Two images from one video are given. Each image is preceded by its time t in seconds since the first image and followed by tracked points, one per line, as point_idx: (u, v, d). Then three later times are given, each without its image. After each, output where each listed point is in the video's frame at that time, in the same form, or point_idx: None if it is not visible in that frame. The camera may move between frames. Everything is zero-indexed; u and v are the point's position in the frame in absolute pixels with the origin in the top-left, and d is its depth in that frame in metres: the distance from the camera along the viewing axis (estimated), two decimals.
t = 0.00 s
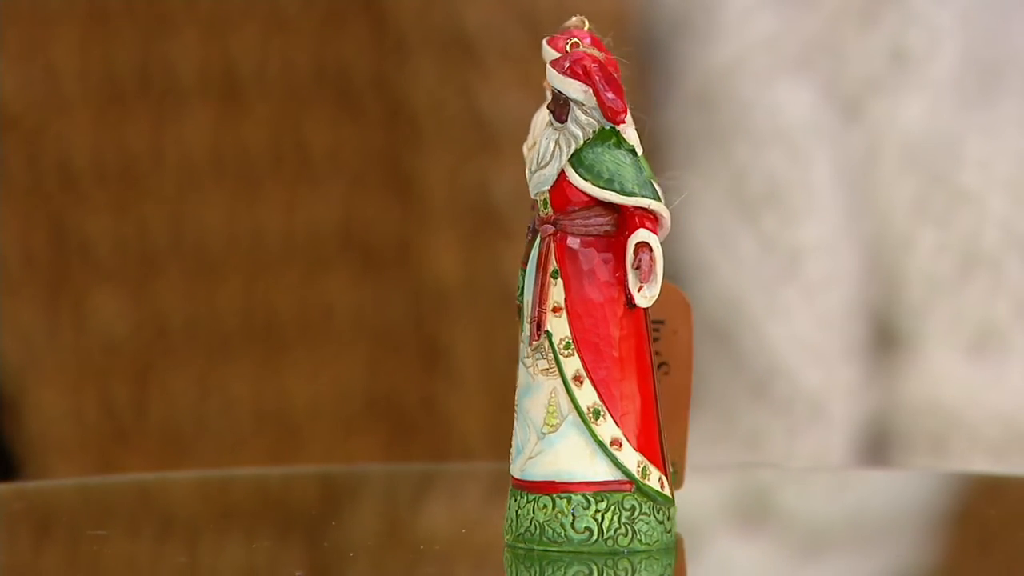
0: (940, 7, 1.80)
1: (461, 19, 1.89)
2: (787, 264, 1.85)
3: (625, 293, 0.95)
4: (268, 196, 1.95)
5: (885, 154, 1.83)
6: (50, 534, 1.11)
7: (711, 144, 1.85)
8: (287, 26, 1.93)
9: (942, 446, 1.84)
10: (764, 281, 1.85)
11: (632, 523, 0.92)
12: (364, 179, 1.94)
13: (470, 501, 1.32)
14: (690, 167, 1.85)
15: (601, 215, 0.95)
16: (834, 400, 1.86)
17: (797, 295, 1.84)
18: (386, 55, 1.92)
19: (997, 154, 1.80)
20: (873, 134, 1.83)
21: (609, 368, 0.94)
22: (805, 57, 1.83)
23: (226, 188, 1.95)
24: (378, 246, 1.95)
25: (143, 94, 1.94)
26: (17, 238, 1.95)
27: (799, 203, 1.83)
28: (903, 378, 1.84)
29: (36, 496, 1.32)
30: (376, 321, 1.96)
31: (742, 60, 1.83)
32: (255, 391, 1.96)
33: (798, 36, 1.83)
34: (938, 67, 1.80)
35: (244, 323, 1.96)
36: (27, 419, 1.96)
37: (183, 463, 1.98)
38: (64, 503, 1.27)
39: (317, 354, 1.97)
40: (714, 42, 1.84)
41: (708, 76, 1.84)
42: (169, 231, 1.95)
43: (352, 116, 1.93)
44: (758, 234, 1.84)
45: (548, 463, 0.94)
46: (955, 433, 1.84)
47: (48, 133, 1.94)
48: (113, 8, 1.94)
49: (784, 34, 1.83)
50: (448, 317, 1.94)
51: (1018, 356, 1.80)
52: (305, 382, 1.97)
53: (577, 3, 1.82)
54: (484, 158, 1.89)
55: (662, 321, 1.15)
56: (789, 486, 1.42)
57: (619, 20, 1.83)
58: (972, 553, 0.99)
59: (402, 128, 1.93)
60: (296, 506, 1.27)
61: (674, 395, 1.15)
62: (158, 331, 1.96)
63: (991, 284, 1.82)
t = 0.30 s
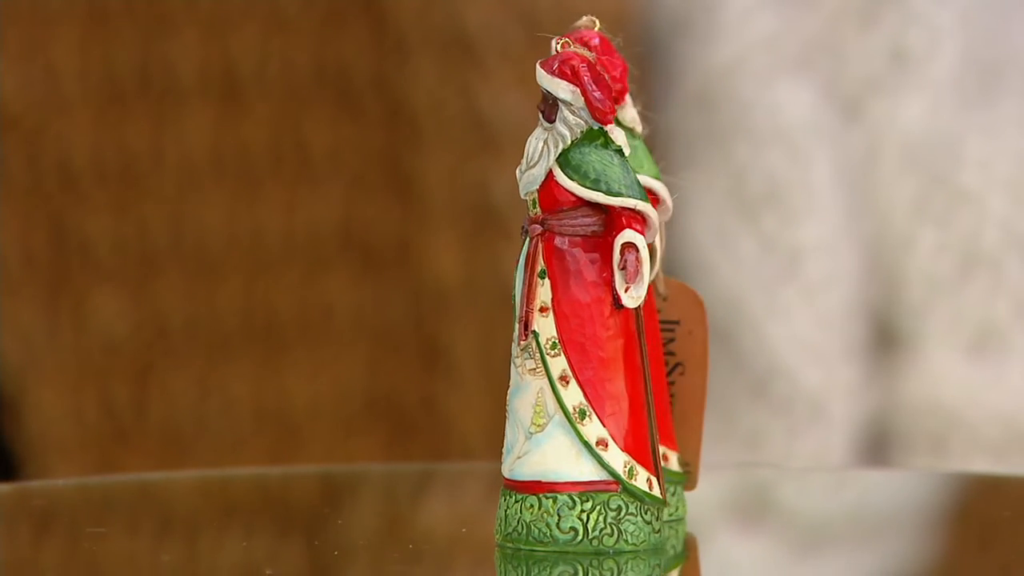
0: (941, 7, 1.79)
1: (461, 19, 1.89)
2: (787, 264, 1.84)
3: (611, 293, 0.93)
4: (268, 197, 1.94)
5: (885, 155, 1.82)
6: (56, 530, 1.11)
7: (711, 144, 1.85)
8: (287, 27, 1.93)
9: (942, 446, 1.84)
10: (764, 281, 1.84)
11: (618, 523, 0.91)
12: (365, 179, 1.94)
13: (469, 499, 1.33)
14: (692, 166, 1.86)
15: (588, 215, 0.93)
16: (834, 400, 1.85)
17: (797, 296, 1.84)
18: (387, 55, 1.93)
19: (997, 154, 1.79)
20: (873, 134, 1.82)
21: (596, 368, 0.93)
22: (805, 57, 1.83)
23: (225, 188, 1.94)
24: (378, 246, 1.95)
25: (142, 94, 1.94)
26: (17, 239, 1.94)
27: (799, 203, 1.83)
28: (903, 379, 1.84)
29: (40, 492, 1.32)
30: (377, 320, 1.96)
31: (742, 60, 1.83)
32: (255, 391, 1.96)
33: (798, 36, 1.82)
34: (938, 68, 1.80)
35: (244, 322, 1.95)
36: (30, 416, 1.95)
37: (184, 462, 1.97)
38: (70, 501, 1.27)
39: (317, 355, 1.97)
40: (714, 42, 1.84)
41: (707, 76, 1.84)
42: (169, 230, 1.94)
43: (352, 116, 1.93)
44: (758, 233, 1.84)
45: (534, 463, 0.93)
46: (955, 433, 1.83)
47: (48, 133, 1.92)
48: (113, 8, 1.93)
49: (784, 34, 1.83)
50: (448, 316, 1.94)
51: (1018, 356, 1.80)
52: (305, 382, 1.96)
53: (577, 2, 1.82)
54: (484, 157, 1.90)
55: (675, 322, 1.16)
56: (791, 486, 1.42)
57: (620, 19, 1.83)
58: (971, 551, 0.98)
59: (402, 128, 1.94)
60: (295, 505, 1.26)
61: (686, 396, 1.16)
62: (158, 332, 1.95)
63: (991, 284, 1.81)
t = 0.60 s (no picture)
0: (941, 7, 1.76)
1: (461, 19, 1.88)
2: (788, 265, 1.83)
3: (598, 293, 0.93)
4: (268, 196, 1.93)
5: (885, 157, 1.80)
6: (53, 530, 1.08)
7: (711, 144, 1.84)
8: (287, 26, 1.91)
9: (942, 446, 1.82)
10: (764, 281, 1.83)
11: (603, 524, 0.91)
12: (365, 178, 1.94)
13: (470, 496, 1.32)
14: (691, 168, 1.85)
15: (574, 216, 0.92)
16: (834, 401, 1.83)
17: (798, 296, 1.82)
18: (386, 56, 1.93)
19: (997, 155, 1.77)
20: (873, 134, 1.80)
21: (583, 368, 0.92)
22: (805, 57, 1.81)
23: (226, 188, 1.91)
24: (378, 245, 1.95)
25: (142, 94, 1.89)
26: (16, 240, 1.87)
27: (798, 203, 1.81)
28: (903, 378, 1.82)
29: (37, 491, 1.29)
30: (378, 320, 1.96)
31: (742, 60, 1.82)
32: (255, 391, 1.93)
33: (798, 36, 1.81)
34: (938, 69, 1.77)
35: (245, 322, 1.93)
36: (26, 420, 1.88)
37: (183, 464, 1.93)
38: (66, 501, 1.23)
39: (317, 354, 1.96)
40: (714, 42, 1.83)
41: (707, 77, 1.83)
42: (168, 230, 1.90)
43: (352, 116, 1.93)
44: (758, 233, 1.83)
45: (520, 463, 0.93)
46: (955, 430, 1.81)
47: (48, 133, 1.86)
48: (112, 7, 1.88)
49: (784, 35, 1.81)
50: (449, 314, 1.93)
51: (1018, 357, 1.76)
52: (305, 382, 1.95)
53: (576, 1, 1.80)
54: (483, 157, 1.89)
55: (691, 324, 1.13)
56: (789, 484, 1.42)
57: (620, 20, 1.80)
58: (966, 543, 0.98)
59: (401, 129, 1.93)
60: (296, 503, 1.24)
61: (702, 398, 1.13)
62: (157, 334, 1.91)
63: (991, 283, 1.78)
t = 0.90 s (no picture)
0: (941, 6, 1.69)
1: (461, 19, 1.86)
2: (788, 265, 1.76)
3: (585, 293, 0.87)
4: (268, 196, 1.89)
5: (885, 157, 1.73)
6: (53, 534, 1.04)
7: (710, 144, 1.78)
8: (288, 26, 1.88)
9: (941, 446, 1.76)
10: (764, 281, 1.76)
11: (589, 524, 0.85)
12: (365, 178, 1.92)
13: (468, 494, 1.31)
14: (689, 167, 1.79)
15: (561, 216, 0.86)
16: (834, 400, 1.77)
17: (798, 296, 1.75)
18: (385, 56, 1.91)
19: (998, 155, 1.70)
20: (874, 135, 1.73)
21: (568, 368, 0.86)
22: (805, 57, 1.74)
23: (226, 188, 1.86)
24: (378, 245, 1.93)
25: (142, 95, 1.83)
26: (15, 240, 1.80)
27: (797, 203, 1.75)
28: (903, 379, 1.75)
29: (34, 493, 1.26)
30: (379, 320, 1.93)
31: (742, 60, 1.75)
32: (255, 392, 1.89)
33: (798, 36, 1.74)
34: (938, 70, 1.70)
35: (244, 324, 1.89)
36: (24, 422, 1.82)
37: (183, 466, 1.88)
38: (63, 506, 1.18)
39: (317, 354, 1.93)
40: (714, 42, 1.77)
41: (705, 77, 1.77)
42: (167, 230, 1.85)
43: (353, 117, 1.91)
44: (758, 233, 1.76)
45: (506, 464, 0.87)
46: (953, 429, 1.74)
47: (48, 133, 1.79)
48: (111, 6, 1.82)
49: (783, 35, 1.74)
50: (450, 314, 1.92)
51: (1018, 357, 1.69)
52: (306, 381, 1.91)
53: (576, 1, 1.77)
54: (484, 157, 1.88)
55: (705, 324, 1.07)
56: (788, 484, 1.40)
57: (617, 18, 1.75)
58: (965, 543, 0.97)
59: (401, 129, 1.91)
60: (298, 507, 1.19)
61: (718, 401, 1.07)
62: (157, 335, 1.85)
63: (990, 283, 1.71)
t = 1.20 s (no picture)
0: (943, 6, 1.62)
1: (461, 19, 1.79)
2: (788, 264, 1.69)
3: (572, 293, 0.81)
4: (269, 196, 1.82)
5: (884, 157, 1.66)
6: (52, 531, 1.04)
7: (709, 143, 1.71)
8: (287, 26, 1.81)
9: (942, 446, 1.69)
10: (763, 281, 1.70)
11: (575, 524, 0.80)
12: (365, 177, 1.86)
13: (470, 489, 1.29)
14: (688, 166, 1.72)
15: (548, 215, 0.81)
16: (834, 400, 1.71)
17: (798, 296, 1.69)
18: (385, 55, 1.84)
19: (999, 155, 1.63)
20: (874, 135, 1.66)
21: (554, 368, 0.81)
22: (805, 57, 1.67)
23: (226, 188, 1.79)
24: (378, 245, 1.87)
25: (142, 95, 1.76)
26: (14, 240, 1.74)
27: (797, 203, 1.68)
28: (903, 379, 1.69)
29: (36, 491, 1.23)
30: (379, 319, 1.87)
31: (742, 60, 1.69)
32: (256, 391, 1.84)
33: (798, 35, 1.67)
34: (939, 69, 1.63)
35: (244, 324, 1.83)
36: (24, 425, 1.76)
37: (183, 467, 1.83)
38: (59, 512, 1.12)
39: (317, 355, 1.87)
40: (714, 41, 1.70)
41: (705, 77, 1.70)
42: (167, 229, 1.78)
43: (354, 117, 1.84)
44: (758, 233, 1.69)
45: (491, 464, 0.82)
46: (954, 430, 1.68)
47: (48, 134, 1.73)
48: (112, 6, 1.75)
49: (784, 36, 1.67)
50: (451, 314, 1.86)
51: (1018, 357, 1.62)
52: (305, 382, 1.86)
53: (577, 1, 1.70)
54: (485, 157, 1.81)
55: (722, 325, 0.98)
56: (792, 478, 1.36)
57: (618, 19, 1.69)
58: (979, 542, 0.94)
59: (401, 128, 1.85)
60: (286, 509, 1.14)
61: (735, 404, 0.98)
62: (157, 334, 1.79)
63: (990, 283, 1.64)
